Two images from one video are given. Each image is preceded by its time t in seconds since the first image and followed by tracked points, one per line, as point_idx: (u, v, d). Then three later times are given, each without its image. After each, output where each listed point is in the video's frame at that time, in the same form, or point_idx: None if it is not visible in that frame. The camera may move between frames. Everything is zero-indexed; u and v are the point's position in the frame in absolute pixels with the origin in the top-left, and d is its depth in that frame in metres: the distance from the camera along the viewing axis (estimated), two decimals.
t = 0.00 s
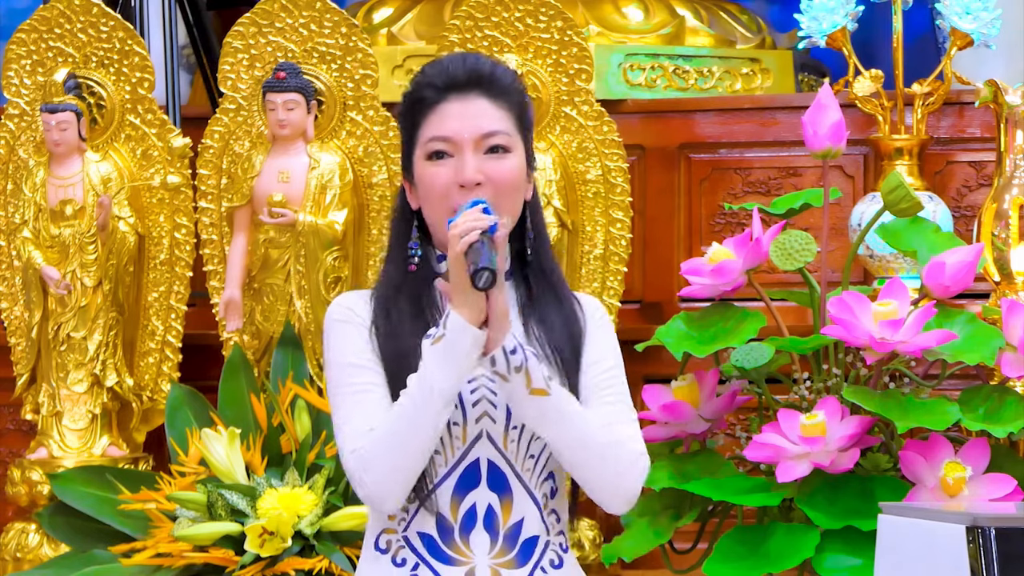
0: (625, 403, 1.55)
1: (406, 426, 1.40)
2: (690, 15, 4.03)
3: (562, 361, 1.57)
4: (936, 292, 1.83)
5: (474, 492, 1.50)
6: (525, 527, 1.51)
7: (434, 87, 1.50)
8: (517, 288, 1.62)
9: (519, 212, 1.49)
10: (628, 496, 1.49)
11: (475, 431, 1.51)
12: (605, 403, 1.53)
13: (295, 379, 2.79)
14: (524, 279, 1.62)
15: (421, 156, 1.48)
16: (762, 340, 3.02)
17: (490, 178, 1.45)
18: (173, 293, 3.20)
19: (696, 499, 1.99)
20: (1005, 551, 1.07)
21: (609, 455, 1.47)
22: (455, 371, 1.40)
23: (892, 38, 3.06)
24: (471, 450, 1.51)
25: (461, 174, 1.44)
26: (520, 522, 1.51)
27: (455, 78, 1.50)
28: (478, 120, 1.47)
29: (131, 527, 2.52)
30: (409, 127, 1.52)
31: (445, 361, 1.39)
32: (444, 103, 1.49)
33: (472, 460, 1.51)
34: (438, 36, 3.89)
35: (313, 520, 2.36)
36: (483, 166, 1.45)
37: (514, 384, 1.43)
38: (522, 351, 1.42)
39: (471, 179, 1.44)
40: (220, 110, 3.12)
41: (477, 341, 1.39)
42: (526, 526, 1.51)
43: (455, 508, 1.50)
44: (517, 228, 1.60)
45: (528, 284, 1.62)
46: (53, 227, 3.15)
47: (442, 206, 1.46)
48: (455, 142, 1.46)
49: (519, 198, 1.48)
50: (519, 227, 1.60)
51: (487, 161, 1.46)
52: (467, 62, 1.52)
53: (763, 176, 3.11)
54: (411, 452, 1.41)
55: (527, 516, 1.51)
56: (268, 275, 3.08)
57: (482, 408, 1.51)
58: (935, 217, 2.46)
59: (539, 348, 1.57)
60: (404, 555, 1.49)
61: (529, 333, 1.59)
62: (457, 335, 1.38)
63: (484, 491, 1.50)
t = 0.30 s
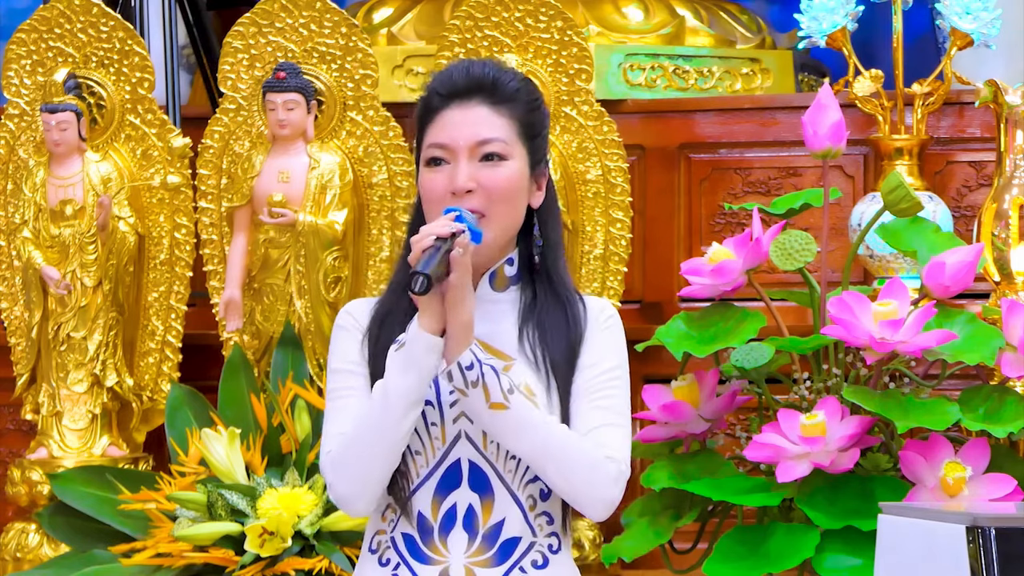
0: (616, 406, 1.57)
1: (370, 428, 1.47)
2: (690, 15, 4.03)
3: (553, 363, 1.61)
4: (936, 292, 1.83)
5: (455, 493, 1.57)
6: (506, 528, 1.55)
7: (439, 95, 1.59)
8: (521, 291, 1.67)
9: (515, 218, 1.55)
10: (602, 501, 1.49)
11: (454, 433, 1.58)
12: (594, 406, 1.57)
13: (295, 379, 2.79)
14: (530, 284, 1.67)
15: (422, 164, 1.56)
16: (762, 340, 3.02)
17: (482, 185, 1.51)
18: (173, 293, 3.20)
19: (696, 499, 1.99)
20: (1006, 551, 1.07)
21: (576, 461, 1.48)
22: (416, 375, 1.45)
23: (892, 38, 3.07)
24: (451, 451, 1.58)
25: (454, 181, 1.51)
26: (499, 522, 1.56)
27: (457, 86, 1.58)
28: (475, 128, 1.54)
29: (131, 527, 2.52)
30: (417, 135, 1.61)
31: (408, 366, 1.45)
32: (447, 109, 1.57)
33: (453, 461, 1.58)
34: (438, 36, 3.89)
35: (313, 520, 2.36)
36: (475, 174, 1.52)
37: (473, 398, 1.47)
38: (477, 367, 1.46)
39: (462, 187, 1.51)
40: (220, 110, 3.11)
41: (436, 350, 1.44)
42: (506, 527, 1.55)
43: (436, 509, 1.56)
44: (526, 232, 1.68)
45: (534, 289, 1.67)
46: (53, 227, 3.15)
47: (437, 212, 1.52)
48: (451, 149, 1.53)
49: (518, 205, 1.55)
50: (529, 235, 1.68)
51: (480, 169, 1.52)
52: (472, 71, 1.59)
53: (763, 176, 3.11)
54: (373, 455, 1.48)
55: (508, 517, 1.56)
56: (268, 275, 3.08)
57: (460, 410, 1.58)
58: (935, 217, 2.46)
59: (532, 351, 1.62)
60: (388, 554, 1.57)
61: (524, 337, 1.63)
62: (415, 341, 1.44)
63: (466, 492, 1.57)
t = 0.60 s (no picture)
0: (617, 408, 1.57)
1: (372, 437, 1.48)
2: (690, 15, 4.03)
3: (551, 365, 1.61)
4: (937, 292, 1.83)
5: (458, 497, 1.57)
6: (508, 531, 1.56)
7: (432, 96, 1.58)
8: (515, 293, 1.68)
9: (507, 222, 1.57)
10: (606, 504, 1.50)
11: (456, 438, 1.59)
12: (595, 408, 1.56)
13: (295, 379, 2.79)
14: (522, 286, 1.68)
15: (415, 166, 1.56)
16: (762, 340, 3.02)
17: (477, 191, 1.52)
18: (173, 293, 3.21)
19: (697, 499, 1.99)
20: (1006, 551, 1.07)
21: (580, 465, 1.48)
22: (416, 386, 1.45)
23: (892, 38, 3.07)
24: (454, 456, 1.58)
25: (448, 187, 1.52)
26: (502, 526, 1.56)
27: (451, 89, 1.58)
28: (470, 133, 1.54)
29: (131, 527, 2.52)
30: (409, 137, 1.60)
31: (409, 375, 1.45)
32: (441, 113, 1.57)
33: (456, 466, 1.58)
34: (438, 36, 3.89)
35: (313, 520, 2.36)
36: (470, 180, 1.52)
37: (476, 406, 1.48)
38: (479, 376, 1.47)
39: (457, 193, 1.51)
40: (221, 110, 3.11)
41: (436, 361, 1.45)
42: (509, 531, 1.56)
43: (440, 513, 1.57)
44: (515, 237, 1.68)
45: (527, 292, 1.67)
46: (53, 227, 3.15)
47: (431, 216, 1.53)
48: (445, 154, 1.54)
49: (510, 211, 1.56)
50: (518, 237, 1.69)
51: (475, 175, 1.53)
52: (466, 75, 1.59)
53: (763, 176, 3.11)
54: (377, 463, 1.48)
55: (511, 521, 1.56)
56: (268, 275, 3.08)
57: (461, 416, 1.59)
58: (935, 217, 2.46)
59: (530, 355, 1.62)
60: (390, 557, 1.57)
61: (521, 342, 1.63)
62: (415, 353, 1.45)
63: (469, 496, 1.57)
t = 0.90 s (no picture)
0: (651, 412, 1.52)
1: (403, 439, 1.42)
2: (690, 15, 4.03)
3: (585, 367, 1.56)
4: (936, 292, 1.83)
5: (495, 498, 1.50)
6: (545, 533, 1.49)
7: (459, 98, 1.52)
8: (541, 296, 1.61)
9: (536, 226, 1.51)
10: (646, 510, 1.44)
11: (490, 441, 1.51)
12: (628, 413, 1.52)
13: (295, 379, 2.79)
14: (549, 287, 1.61)
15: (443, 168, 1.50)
16: (762, 340, 3.02)
17: (508, 194, 1.47)
18: (173, 293, 3.21)
19: (696, 499, 1.99)
20: (1006, 551, 1.07)
21: (618, 470, 1.43)
22: (447, 385, 1.40)
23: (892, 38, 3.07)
24: (489, 459, 1.51)
25: (479, 189, 1.46)
26: (538, 527, 1.49)
27: (479, 92, 1.51)
28: (500, 136, 1.48)
29: (131, 527, 2.52)
30: (435, 141, 1.54)
31: (439, 375, 1.39)
32: (469, 117, 1.51)
33: (492, 468, 1.51)
34: (438, 36, 3.88)
35: (313, 520, 2.36)
36: (501, 183, 1.47)
37: (519, 418, 1.43)
38: (524, 388, 1.43)
39: (489, 195, 1.46)
40: (220, 110, 3.11)
41: (467, 358, 1.39)
42: (546, 532, 1.49)
43: (476, 513, 1.50)
44: (539, 239, 1.60)
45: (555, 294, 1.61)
46: (53, 227, 3.15)
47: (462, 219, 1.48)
48: (475, 157, 1.48)
49: (541, 214, 1.51)
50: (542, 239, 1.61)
51: (505, 177, 1.47)
52: (494, 77, 1.53)
53: (763, 176, 3.11)
54: (410, 465, 1.43)
55: (547, 522, 1.50)
56: (268, 275, 3.08)
57: (496, 418, 1.51)
58: (935, 217, 2.46)
59: (559, 356, 1.57)
60: (428, 557, 1.50)
61: (551, 344, 1.57)
62: (446, 351, 1.39)
63: (505, 496, 1.50)
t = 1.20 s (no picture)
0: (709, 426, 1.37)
1: (449, 431, 1.30)
2: (690, 15, 4.03)
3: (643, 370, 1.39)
4: (936, 292, 1.83)
5: (534, 499, 1.37)
6: (585, 534, 1.37)
7: (497, 91, 1.40)
8: (587, 291, 1.46)
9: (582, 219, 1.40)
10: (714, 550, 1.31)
11: (535, 442, 1.37)
12: (688, 427, 1.36)
13: (295, 379, 2.79)
14: (596, 282, 1.46)
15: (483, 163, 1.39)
16: (762, 340, 3.02)
17: (552, 186, 1.36)
18: (173, 293, 3.21)
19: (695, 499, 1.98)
20: (1005, 551, 1.07)
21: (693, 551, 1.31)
22: (496, 379, 1.28)
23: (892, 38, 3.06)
24: (531, 460, 1.38)
25: (521, 179, 1.35)
26: (578, 528, 1.37)
27: (518, 86, 1.40)
28: (540, 127, 1.37)
29: (132, 527, 2.52)
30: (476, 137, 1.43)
31: (485, 369, 1.29)
32: (510, 109, 1.39)
33: (532, 469, 1.38)
34: (438, 36, 3.88)
35: (313, 519, 2.36)
36: (542, 173, 1.36)
37: None
38: None
39: (531, 187, 1.35)
40: (220, 110, 3.11)
41: (516, 349, 1.29)
42: (586, 534, 1.37)
43: (514, 515, 1.37)
44: (584, 230, 1.48)
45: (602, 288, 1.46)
46: (53, 227, 3.15)
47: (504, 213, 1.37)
48: (517, 149, 1.36)
49: (585, 205, 1.39)
50: (586, 230, 1.48)
51: (548, 168, 1.36)
52: (535, 67, 1.41)
53: (763, 176, 3.11)
54: (462, 460, 1.30)
55: (587, 524, 1.37)
56: (268, 275, 3.08)
57: (543, 419, 1.37)
58: (935, 217, 2.46)
59: (608, 357, 1.40)
60: (467, 559, 1.38)
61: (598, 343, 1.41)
62: (493, 345, 1.28)
63: (544, 498, 1.37)
